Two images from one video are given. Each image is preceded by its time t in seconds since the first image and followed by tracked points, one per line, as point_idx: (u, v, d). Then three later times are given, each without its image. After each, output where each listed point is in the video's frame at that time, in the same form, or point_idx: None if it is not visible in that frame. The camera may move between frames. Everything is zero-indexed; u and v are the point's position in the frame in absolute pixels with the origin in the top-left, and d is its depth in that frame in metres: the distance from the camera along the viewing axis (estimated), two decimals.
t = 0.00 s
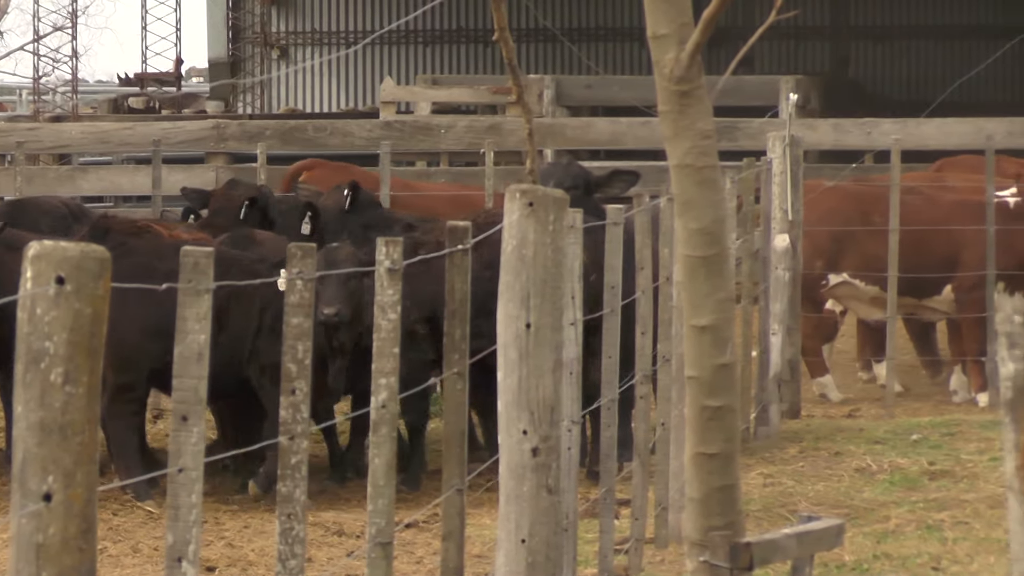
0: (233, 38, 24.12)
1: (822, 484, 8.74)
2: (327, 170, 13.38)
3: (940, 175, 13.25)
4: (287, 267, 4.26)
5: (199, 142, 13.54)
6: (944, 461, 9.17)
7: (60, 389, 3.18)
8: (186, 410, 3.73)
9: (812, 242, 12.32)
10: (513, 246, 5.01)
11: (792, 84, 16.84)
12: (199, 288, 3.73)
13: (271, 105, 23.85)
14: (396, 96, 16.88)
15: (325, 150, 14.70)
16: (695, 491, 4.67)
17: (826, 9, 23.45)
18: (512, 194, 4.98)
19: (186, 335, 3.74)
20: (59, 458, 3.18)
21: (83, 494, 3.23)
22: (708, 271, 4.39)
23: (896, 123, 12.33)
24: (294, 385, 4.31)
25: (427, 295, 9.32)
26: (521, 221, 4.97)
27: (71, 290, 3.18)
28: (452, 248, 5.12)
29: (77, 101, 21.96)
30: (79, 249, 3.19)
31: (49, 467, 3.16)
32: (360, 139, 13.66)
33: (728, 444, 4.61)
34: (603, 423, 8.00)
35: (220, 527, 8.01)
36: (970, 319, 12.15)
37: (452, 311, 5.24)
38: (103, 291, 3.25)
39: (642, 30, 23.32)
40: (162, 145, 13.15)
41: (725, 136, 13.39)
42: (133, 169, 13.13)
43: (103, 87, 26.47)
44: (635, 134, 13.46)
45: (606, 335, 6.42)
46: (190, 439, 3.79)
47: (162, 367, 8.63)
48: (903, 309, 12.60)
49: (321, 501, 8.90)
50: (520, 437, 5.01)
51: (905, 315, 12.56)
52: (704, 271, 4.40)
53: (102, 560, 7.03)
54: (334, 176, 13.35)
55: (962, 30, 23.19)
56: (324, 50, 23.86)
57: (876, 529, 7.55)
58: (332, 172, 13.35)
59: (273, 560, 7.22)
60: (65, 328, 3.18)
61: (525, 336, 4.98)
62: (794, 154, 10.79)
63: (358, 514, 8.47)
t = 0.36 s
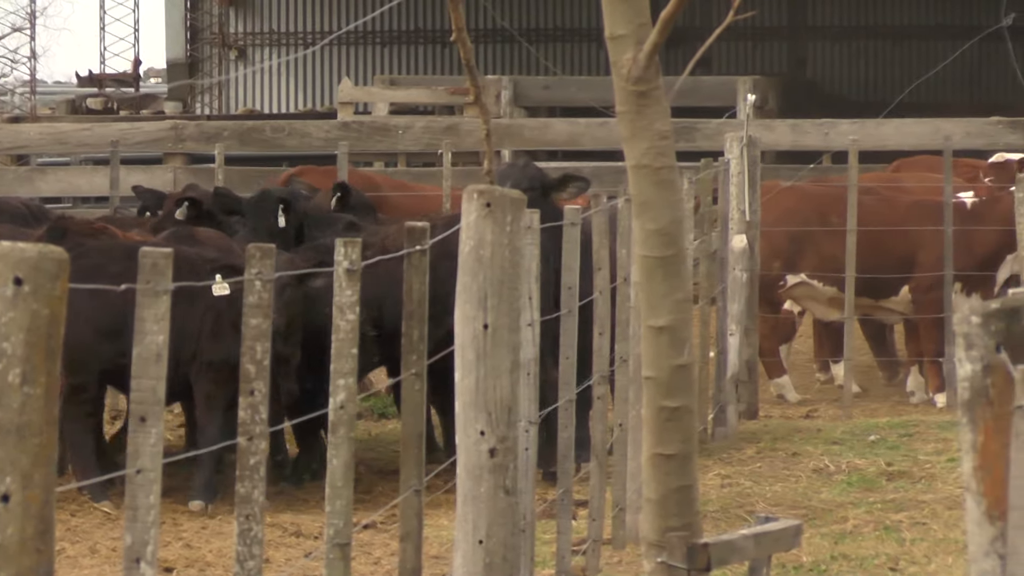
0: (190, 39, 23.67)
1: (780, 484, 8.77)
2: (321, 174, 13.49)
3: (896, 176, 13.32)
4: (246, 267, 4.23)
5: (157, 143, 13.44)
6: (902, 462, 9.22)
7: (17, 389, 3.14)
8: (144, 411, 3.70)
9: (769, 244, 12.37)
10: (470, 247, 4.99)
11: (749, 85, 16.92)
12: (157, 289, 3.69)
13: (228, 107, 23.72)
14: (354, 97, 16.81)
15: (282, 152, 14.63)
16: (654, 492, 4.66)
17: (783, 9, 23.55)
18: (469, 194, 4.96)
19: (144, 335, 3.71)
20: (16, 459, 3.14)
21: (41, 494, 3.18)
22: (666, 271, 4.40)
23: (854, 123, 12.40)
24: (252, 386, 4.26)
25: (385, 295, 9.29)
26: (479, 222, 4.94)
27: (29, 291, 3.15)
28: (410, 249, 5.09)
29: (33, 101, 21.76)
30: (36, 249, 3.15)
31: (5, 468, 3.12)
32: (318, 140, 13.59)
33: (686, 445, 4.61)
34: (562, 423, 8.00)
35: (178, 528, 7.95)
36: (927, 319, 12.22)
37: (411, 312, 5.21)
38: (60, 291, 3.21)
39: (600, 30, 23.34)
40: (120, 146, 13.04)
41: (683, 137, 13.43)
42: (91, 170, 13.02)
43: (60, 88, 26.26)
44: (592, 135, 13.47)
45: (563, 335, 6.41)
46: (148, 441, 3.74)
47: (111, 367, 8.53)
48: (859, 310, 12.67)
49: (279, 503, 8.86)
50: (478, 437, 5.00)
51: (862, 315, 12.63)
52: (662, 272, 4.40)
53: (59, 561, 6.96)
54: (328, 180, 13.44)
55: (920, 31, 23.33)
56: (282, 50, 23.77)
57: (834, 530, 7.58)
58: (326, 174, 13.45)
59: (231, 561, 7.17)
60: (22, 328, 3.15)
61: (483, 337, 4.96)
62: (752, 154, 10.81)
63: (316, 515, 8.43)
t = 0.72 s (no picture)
0: (142, 40, 23.49)
1: (731, 486, 8.80)
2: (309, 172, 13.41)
3: (846, 177, 13.41)
4: (198, 269, 4.21)
5: (108, 144, 13.32)
6: (852, 464, 9.27)
7: None
8: (96, 412, 3.65)
9: (720, 245, 12.43)
10: (420, 249, 4.97)
11: (700, 86, 16.99)
12: (109, 290, 3.65)
13: (180, 108, 23.56)
14: (304, 98, 16.73)
15: (233, 153, 14.52)
16: (604, 493, 4.65)
17: (735, 9, 23.63)
18: (420, 195, 4.93)
19: (94, 336, 3.67)
20: None
21: None
22: (616, 273, 4.40)
23: (804, 125, 12.47)
24: (203, 387, 4.22)
25: (334, 296, 9.25)
26: (429, 223, 4.92)
27: None
28: (361, 250, 5.06)
29: None
30: None
31: None
32: (268, 142, 13.52)
33: (637, 446, 4.60)
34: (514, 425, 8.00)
35: (130, 530, 7.88)
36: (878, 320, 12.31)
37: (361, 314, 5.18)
38: (11, 292, 3.17)
39: (551, 31, 23.36)
40: (69, 146, 12.92)
41: (634, 138, 13.45)
42: (40, 172, 12.89)
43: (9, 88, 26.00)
44: (543, 136, 13.47)
45: (514, 337, 6.41)
46: (98, 442, 3.69)
47: (57, 369, 8.46)
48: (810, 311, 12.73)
49: (229, 505, 8.80)
50: (428, 439, 4.98)
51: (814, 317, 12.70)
52: (612, 273, 4.40)
53: (10, 562, 6.89)
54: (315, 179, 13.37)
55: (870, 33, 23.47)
56: (233, 52, 23.65)
57: (785, 531, 7.62)
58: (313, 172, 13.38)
59: (183, 561, 7.11)
60: None
61: (434, 338, 4.93)
62: (703, 155, 10.85)
63: (267, 516, 8.39)
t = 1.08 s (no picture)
0: (98, 40, 23.00)
1: (687, 486, 8.82)
2: (311, 175, 13.30)
3: (801, 177, 13.47)
4: (152, 269, 4.13)
5: (64, 145, 13.23)
6: (808, 464, 9.31)
7: None
8: (51, 412, 3.61)
9: (677, 244, 12.45)
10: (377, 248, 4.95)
11: (656, 87, 17.03)
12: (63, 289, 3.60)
13: (136, 107, 23.32)
14: (261, 98, 16.65)
15: (190, 152, 14.42)
16: (560, 493, 4.65)
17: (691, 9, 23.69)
18: (376, 195, 4.90)
19: (50, 335, 3.62)
20: None
21: None
22: (572, 273, 4.40)
23: (760, 125, 12.52)
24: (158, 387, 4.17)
25: (291, 296, 9.21)
26: (385, 223, 4.89)
27: None
28: (316, 250, 5.03)
29: None
30: None
31: None
32: (225, 142, 13.44)
33: (593, 446, 4.61)
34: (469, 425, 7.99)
35: (86, 530, 7.82)
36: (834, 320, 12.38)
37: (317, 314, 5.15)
38: None
39: (508, 31, 23.35)
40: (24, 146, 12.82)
41: (589, 138, 13.47)
42: None
43: None
44: (499, 136, 13.46)
45: (470, 337, 6.40)
46: (53, 442, 3.64)
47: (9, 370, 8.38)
48: (766, 311, 12.78)
49: (184, 505, 8.75)
50: (384, 439, 4.96)
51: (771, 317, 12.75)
52: (568, 273, 4.40)
53: None
54: (317, 183, 13.29)
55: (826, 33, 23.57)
56: (190, 52, 23.52)
57: (741, 531, 7.64)
58: (316, 176, 13.27)
59: (139, 561, 7.06)
60: None
61: (390, 338, 4.91)
62: (658, 155, 10.86)
63: (223, 516, 8.34)
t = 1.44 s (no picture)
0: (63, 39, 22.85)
1: (652, 485, 8.83)
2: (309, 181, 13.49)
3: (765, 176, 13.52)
4: (117, 268, 4.10)
5: (29, 144, 13.16)
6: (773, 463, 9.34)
7: None
8: (16, 411, 3.58)
9: (643, 243, 12.45)
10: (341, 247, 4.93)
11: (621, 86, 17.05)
12: (28, 288, 3.56)
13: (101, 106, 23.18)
14: (226, 97, 16.58)
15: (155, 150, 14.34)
16: (525, 492, 4.65)
17: (655, 9, 23.81)
18: (341, 194, 4.88)
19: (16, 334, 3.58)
20: None
21: None
22: (537, 271, 4.39)
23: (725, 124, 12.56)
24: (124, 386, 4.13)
25: (256, 294, 9.18)
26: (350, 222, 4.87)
27: None
28: (281, 249, 5.00)
29: None
30: None
31: None
32: (190, 140, 13.37)
33: (558, 445, 4.60)
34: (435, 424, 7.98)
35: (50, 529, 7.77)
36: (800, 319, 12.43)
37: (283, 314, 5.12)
38: None
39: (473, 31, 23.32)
40: None
41: (555, 137, 13.48)
42: None
43: None
44: (465, 135, 13.45)
45: (435, 335, 6.38)
46: (19, 441, 3.61)
47: None
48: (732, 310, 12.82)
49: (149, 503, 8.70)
50: (350, 437, 4.94)
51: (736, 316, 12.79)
52: (533, 272, 4.39)
53: None
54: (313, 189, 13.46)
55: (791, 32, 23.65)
56: (156, 51, 23.40)
57: (707, 530, 7.65)
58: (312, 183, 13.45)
59: (104, 560, 7.01)
60: None
61: (355, 337, 4.89)
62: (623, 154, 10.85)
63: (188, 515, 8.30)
